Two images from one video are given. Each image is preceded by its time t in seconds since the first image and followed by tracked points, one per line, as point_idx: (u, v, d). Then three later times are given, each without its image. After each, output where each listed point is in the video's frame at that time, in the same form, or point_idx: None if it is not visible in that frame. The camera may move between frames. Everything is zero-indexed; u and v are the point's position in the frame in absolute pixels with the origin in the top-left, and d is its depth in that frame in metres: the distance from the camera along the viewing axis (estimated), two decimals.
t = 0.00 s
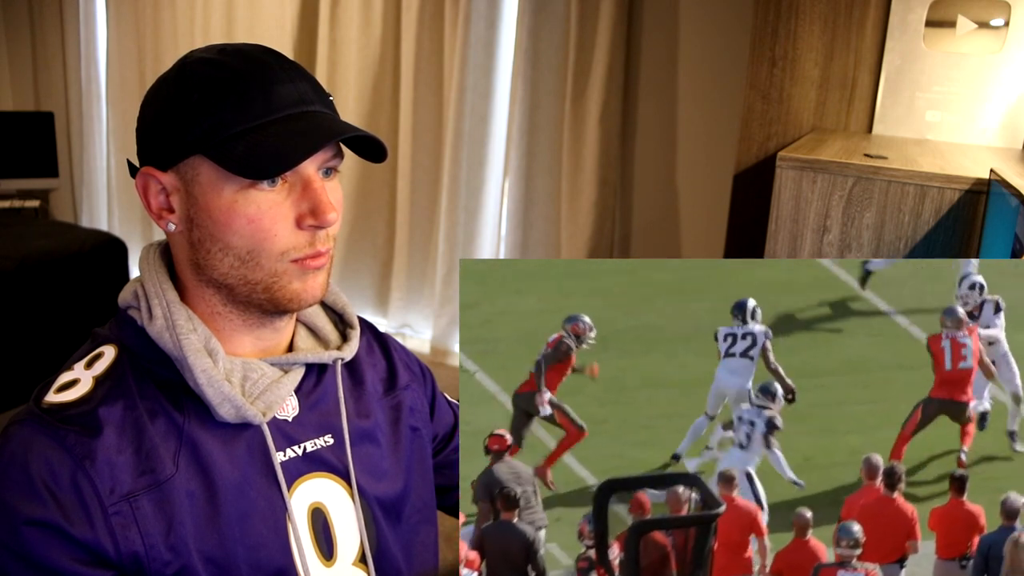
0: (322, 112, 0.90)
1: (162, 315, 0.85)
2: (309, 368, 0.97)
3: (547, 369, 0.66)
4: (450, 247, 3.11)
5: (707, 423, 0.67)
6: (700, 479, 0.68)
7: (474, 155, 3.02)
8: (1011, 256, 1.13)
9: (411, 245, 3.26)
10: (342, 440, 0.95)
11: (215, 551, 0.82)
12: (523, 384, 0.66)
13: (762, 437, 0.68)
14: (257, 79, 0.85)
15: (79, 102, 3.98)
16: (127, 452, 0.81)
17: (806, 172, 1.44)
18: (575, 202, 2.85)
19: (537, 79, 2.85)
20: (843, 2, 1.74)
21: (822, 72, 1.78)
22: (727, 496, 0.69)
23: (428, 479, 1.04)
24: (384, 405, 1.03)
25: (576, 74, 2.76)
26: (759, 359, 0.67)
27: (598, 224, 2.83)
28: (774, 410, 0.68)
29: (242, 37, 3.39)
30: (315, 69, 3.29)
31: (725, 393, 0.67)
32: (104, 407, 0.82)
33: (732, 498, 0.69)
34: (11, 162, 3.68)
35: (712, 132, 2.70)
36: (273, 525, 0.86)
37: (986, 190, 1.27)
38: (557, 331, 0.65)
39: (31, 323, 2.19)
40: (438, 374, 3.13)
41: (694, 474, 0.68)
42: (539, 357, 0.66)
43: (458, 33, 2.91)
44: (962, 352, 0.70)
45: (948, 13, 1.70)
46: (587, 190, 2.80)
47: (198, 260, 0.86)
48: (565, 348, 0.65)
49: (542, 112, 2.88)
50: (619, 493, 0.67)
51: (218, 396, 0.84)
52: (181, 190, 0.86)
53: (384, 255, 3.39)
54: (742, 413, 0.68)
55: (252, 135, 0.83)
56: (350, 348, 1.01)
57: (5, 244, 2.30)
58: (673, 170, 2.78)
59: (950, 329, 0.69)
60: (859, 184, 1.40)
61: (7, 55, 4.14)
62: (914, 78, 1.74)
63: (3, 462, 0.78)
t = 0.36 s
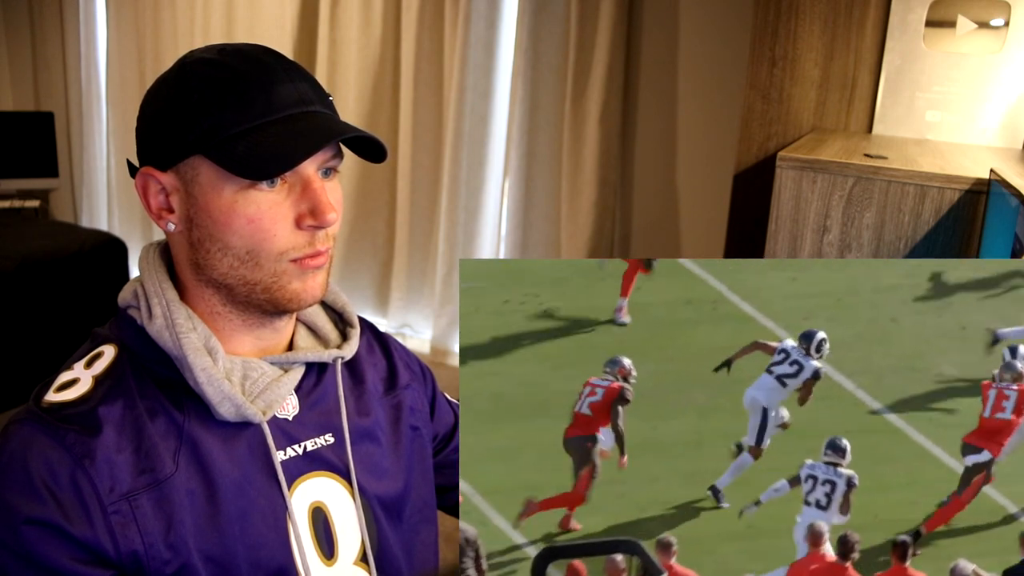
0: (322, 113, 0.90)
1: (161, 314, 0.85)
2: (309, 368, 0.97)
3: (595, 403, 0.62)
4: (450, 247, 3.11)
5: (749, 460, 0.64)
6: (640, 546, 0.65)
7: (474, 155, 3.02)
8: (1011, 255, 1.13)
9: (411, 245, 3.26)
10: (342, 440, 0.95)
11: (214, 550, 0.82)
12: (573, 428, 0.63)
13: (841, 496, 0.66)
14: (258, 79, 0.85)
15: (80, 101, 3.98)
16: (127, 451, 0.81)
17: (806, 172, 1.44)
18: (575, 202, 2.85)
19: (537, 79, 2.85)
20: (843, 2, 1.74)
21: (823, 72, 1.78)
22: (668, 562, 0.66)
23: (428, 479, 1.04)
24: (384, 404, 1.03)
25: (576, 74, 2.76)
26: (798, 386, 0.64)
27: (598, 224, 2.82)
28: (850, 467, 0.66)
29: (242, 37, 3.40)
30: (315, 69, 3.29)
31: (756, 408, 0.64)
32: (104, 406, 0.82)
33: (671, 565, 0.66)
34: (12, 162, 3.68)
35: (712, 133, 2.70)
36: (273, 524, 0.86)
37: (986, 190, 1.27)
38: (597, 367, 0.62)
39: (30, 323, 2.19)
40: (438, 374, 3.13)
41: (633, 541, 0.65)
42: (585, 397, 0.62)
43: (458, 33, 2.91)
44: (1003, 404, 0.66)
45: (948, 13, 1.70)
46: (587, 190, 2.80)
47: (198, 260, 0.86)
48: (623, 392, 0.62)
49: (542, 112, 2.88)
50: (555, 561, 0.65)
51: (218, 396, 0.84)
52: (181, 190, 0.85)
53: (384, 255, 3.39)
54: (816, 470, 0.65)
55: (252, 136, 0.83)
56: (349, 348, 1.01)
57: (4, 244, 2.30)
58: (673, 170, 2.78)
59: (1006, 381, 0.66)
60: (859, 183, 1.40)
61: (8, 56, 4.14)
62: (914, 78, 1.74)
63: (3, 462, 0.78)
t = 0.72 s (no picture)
0: (322, 113, 0.90)
1: (162, 315, 0.85)
2: (309, 368, 0.97)
3: (621, 427, 0.59)
4: (450, 247, 3.11)
5: (748, 458, 0.61)
6: None
7: (474, 156, 3.02)
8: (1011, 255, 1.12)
9: (411, 245, 3.26)
10: (342, 440, 0.95)
11: (215, 551, 0.82)
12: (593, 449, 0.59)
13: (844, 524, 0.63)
14: (258, 80, 0.85)
15: (80, 101, 3.98)
16: (127, 452, 0.81)
17: (806, 172, 1.45)
18: (575, 202, 2.85)
19: (537, 79, 2.85)
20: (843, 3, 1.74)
21: (823, 72, 1.79)
22: None
23: (428, 479, 1.04)
24: (384, 405, 1.03)
25: (576, 74, 2.76)
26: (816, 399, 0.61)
27: (598, 224, 2.82)
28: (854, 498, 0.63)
29: (242, 37, 3.40)
30: (315, 68, 3.29)
31: (774, 426, 0.60)
32: (104, 406, 0.82)
33: None
34: (12, 162, 3.68)
35: (711, 133, 2.70)
36: (273, 525, 0.86)
37: (986, 190, 1.27)
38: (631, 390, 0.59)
39: (30, 323, 2.19)
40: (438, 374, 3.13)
41: None
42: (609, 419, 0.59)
43: (458, 32, 2.91)
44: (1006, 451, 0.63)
45: (948, 13, 1.69)
46: (587, 190, 2.80)
47: (198, 260, 0.86)
48: (652, 420, 0.59)
49: (542, 111, 2.88)
50: None
51: (218, 396, 0.84)
52: (181, 190, 0.85)
53: (384, 255, 3.39)
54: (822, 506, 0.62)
55: (252, 137, 0.83)
56: (350, 348, 1.01)
57: (4, 245, 2.30)
58: (673, 170, 2.78)
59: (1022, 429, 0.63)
60: (859, 184, 1.40)
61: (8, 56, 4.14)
62: (914, 78, 1.74)
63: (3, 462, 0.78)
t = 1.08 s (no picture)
0: (322, 114, 0.90)
1: (162, 315, 0.85)
2: (309, 369, 0.97)
3: (632, 462, 0.62)
4: (450, 247, 3.11)
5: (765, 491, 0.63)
6: None
7: (474, 155, 3.02)
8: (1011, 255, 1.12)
9: (411, 245, 3.26)
10: (342, 441, 0.95)
11: (214, 551, 0.82)
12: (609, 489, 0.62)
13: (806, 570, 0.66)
14: (258, 80, 0.85)
15: (80, 101, 3.98)
16: (127, 452, 0.81)
17: (806, 172, 1.45)
18: (575, 202, 2.85)
19: (537, 79, 2.85)
20: (843, 3, 1.74)
21: (823, 72, 1.79)
22: None
23: (428, 480, 1.04)
24: (384, 405, 1.03)
25: (576, 74, 2.76)
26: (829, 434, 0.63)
27: (598, 224, 2.82)
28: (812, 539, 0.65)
29: (242, 37, 3.40)
30: (315, 68, 3.29)
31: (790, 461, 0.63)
32: (104, 407, 0.82)
33: None
34: (12, 162, 3.69)
35: (711, 132, 2.70)
36: (272, 526, 0.86)
37: (986, 190, 1.27)
38: (634, 421, 0.61)
39: (30, 323, 2.19)
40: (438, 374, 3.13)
41: None
42: (622, 457, 0.61)
43: (458, 32, 2.91)
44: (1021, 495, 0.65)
45: (948, 13, 1.69)
46: (587, 190, 2.80)
47: (198, 261, 0.86)
48: (661, 451, 0.62)
49: (542, 111, 2.87)
50: None
51: (218, 397, 0.84)
52: (181, 191, 0.86)
53: (384, 255, 3.39)
54: (779, 545, 0.65)
55: (252, 137, 0.83)
56: (350, 349, 1.01)
57: (5, 245, 2.30)
58: (672, 170, 2.78)
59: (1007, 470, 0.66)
60: (859, 184, 1.40)
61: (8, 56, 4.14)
62: (914, 78, 1.74)
63: (3, 462, 0.78)
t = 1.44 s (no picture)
0: (323, 115, 0.90)
1: (162, 316, 0.85)
2: (309, 369, 0.97)
3: (656, 464, 0.62)
4: (450, 247, 3.11)
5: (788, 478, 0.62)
6: None
7: (474, 155, 3.02)
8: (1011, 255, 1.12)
9: (411, 245, 3.26)
10: (342, 441, 0.95)
11: (215, 551, 0.82)
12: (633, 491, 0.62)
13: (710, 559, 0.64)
14: (259, 81, 0.85)
15: (80, 101, 3.98)
16: (127, 453, 0.81)
17: (806, 172, 1.45)
18: (575, 202, 2.85)
19: (537, 79, 2.85)
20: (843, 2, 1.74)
21: (823, 72, 1.78)
22: None
23: (428, 480, 1.04)
24: (384, 405, 1.03)
25: (576, 74, 2.76)
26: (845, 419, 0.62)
27: (598, 224, 2.82)
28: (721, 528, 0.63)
29: (242, 37, 3.40)
30: (315, 68, 3.29)
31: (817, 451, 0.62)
32: (105, 407, 0.82)
33: None
34: (12, 162, 3.69)
35: (712, 132, 2.70)
36: (272, 526, 0.86)
37: (986, 190, 1.27)
38: (655, 423, 0.61)
39: (30, 323, 2.19)
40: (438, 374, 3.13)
41: None
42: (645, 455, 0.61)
43: (458, 33, 2.91)
44: None
45: (948, 13, 1.70)
46: (587, 190, 2.80)
47: (198, 261, 0.86)
48: (681, 445, 0.61)
49: (542, 111, 2.88)
50: None
51: (218, 398, 0.84)
52: (181, 191, 0.86)
53: (384, 255, 3.39)
54: (684, 533, 0.63)
55: (253, 139, 0.83)
56: (350, 350, 1.01)
57: (4, 245, 2.30)
58: (672, 170, 2.78)
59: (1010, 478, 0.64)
60: (859, 183, 1.40)
61: (7, 56, 4.14)
62: (914, 78, 1.74)
63: (3, 462, 0.78)
